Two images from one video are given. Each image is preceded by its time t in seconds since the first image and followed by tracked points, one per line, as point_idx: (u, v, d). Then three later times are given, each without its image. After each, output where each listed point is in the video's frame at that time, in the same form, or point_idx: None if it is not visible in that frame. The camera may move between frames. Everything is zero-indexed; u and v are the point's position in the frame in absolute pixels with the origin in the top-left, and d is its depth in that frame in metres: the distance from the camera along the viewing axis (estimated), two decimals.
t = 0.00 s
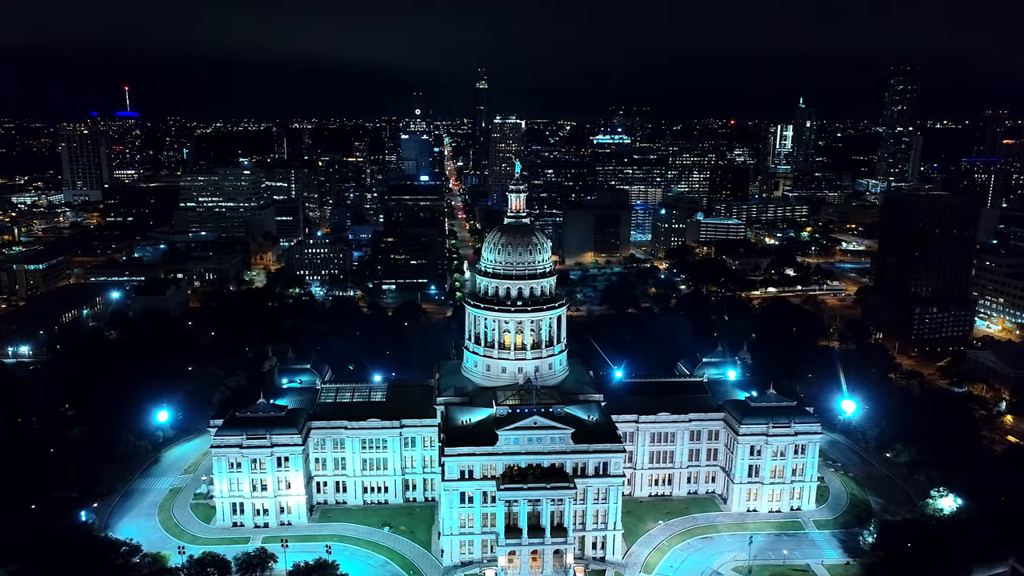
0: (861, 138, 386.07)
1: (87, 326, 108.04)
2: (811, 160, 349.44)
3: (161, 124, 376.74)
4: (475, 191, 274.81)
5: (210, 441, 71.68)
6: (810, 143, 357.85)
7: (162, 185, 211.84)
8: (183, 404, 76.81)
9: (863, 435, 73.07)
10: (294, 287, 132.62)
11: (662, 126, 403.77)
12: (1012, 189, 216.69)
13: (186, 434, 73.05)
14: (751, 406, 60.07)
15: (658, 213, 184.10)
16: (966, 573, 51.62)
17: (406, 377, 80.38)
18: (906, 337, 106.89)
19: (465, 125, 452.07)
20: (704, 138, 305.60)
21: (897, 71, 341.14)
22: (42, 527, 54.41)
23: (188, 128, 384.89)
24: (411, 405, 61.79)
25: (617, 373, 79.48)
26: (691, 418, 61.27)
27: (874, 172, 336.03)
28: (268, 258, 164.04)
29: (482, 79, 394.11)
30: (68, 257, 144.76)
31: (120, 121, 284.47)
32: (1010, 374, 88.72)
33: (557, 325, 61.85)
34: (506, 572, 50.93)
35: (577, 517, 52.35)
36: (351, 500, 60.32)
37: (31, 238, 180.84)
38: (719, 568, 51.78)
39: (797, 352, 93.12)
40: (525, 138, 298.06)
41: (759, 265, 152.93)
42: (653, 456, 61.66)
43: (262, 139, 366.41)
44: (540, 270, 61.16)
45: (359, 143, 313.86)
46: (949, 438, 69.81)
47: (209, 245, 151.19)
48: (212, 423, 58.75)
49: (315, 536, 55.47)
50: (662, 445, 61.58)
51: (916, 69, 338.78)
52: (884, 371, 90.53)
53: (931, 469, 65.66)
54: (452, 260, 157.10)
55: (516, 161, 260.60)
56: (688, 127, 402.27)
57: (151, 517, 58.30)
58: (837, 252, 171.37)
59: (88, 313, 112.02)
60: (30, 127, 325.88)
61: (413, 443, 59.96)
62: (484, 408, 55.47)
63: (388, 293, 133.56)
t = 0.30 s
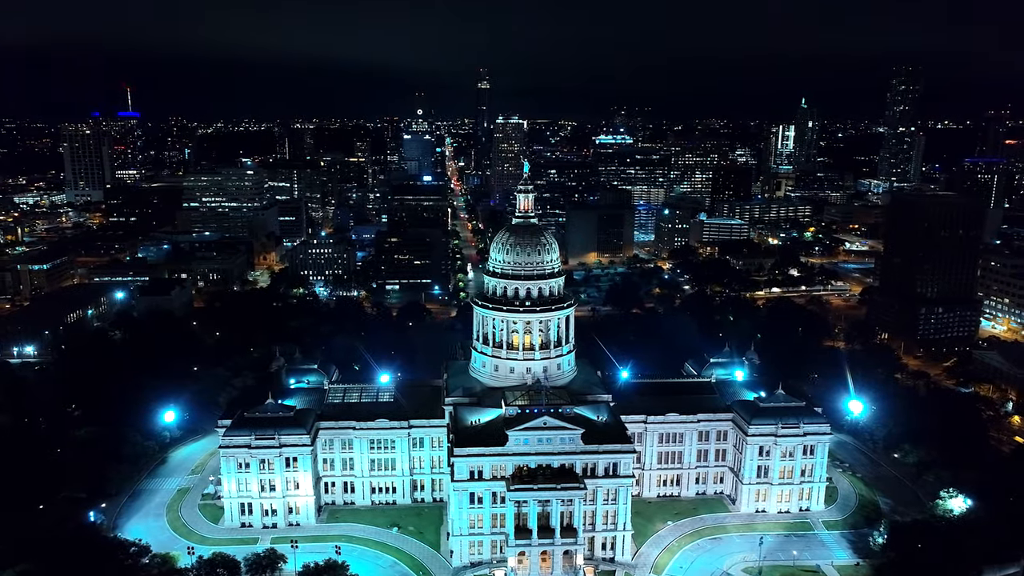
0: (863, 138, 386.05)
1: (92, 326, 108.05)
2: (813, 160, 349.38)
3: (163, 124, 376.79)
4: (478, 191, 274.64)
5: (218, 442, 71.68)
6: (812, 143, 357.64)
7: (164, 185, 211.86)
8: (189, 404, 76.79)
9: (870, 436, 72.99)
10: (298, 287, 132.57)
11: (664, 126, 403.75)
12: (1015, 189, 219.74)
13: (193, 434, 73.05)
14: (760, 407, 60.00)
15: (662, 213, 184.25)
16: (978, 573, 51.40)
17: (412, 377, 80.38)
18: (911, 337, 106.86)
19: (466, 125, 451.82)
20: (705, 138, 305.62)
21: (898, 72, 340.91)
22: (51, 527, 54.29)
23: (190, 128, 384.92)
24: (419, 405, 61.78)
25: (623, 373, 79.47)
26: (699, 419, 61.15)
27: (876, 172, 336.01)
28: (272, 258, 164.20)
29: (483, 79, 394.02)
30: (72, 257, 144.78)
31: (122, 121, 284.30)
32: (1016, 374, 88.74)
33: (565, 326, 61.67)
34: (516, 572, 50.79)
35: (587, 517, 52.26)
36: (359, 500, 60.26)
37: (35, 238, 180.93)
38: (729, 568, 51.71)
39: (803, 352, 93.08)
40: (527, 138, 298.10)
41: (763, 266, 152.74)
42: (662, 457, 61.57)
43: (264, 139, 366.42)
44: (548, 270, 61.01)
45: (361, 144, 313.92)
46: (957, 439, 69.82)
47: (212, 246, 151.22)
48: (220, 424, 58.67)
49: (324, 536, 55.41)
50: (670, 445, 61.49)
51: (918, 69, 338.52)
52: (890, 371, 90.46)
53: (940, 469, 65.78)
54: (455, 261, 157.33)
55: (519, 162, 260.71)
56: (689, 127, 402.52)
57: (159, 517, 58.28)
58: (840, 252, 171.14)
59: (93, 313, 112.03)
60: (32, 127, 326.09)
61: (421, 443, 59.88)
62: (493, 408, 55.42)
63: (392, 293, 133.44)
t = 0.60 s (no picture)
0: (864, 138, 385.75)
1: (97, 326, 108.06)
2: (815, 160, 349.02)
3: (164, 124, 376.70)
4: (480, 190, 274.18)
5: (225, 442, 71.54)
6: (814, 143, 357.04)
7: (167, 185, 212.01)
8: (196, 405, 76.68)
9: (879, 436, 72.85)
10: (302, 287, 132.43)
11: (665, 126, 403.46)
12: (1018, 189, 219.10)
13: (200, 434, 72.94)
14: (770, 407, 59.82)
15: (665, 213, 183.99)
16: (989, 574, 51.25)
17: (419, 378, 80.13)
18: (917, 338, 106.92)
19: (467, 125, 451.58)
20: (707, 138, 305.91)
21: (900, 71, 340.08)
22: (60, 528, 54.24)
23: (191, 128, 384.82)
24: (428, 404, 61.63)
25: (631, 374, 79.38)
26: (709, 419, 60.90)
27: (878, 172, 335.75)
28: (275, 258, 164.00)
29: (485, 79, 393.92)
30: (76, 257, 144.69)
31: (124, 121, 284.26)
32: None
33: (574, 326, 61.43)
34: (526, 573, 50.60)
35: (598, 518, 52.07)
36: (367, 501, 60.06)
37: (37, 238, 180.96)
38: (739, 570, 51.51)
39: (810, 353, 92.97)
40: (529, 139, 297.79)
41: (767, 266, 152.52)
42: (671, 457, 61.36)
43: (265, 139, 366.40)
44: (557, 270, 60.76)
45: (363, 144, 313.94)
46: (966, 440, 69.72)
47: (216, 246, 151.54)
48: (228, 424, 58.44)
49: (333, 537, 55.23)
50: (679, 445, 61.29)
51: (920, 69, 337.71)
52: (897, 372, 90.39)
53: (949, 470, 65.64)
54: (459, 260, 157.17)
55: (521, 162, 260.40)
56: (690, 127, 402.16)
57: (168, 517, 58.19)
58: (845, 252, 170.79)
59: (98, 313, 111.97)
60: (34, 127, 326.15)
61: (430, 444, 59.69)
62: (503, 408, 55.28)
63: (396, 293, 133.01)
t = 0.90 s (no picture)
0: (866, 138, 385.59)
1: (102, 326, 107.98)
2: (817, 161, 348.58)
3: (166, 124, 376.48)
4: (482, 190, 273.69)
5: (232, 442, 71.42)
6: (817, 143, 356.42)
7: (171, 185, 211.94)
8: (202, 405, 76.57)
9: (888, 437, 72.60)
10: (307, 287, 132.28)
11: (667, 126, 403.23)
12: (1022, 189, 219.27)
13: (207, 435, 72.82)
14: (780, 408, 59.62)
15: (669, 213, 183.96)
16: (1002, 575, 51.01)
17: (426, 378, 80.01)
18: (924, 338, 107.09)
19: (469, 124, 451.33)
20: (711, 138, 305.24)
21: (903, 71, 339.25)
22: (69, 528, 54.21)
23: (193, 128, 384.53)
24: (437, 405, 61.45)
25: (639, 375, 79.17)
26: (718, 420, 60.66)
27: (881, 172, 335.52)
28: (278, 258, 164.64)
29: (487, 79, 393.54)
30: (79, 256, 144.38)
31: (126, 121, 284.07)
32: None
33: (583, 326, 61.11)
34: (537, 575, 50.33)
35: (608, 519, 51.82)
36: (376, 501, 59.86)
37: (41, 238, 180.79)
38: (751, 571, 51.26)
39: (817, 355, 92.92)
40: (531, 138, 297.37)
41: (771, 265, 152.11)
42: (680, 458, 61.12)
43: (267, 140, 366.14)
44: (566, 270, 60.48)
45: (365, 145, 313.98)
46: (976, 440, 69.55)
47: (220, 246, 150.36)
48: (236, 424, 58.20)
49: (342, 538, 55.02)
50: (689, 446, 61.04)
51: (923, 69, 336.92)
52: (905, 373, 90.09)
53: (960, 471, 65.37)
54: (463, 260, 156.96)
55: (523, 162, 260.08)
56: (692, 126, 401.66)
57: (177, 518, 58.03)
58: (849, 253, 170.60)
59: (103, 313, 111.89)
60: (35, 128, 325.88)
61: (439, 445, 59.48)
62: (513, 409, 55.08)
63: (400, 293, 132.55)
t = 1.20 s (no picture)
0: (868, 138, 385.17)
1: (107, 326, 107.84)
2: (820, 161, 348.26)
3: (168, 124, 376.35)
4: (484, 191, 273.36)
5: (238, 443, 71.28)
6: (819, 144, 356.06)
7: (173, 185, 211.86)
8: (209, 405, 76.37)
9: (897, 438, 72.33)
10: (311, 287, 132.14)
11: (669, 126, 402.83)
12: None
13: (213, 436, 72.68)
14: (790, 409, 59.31)
15: (673, 213, 183.92)
16: None
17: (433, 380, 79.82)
18: (931, 339, 106.32)
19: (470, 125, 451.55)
20: (715, 138, 304.72)
21: (905, 72, 339.02)
22: (77, 527, 53.97)
23: (195, 128, 384.17)
24: (445, 405, 61.25)
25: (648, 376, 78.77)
26: (729, 421, 60.37)
27: (883, 172, 335.16)
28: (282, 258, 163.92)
29: (489, 79, 393.35)
30: (83, 256, 144.11)
31: (128, 121, 283.96)
32: None
33: (593, 327, 60.77)
34: None
35: (618, 521, 51.55)
36: (384, 503, 59.66)
37: (43, 238, 180.65)
38: (763, 573, 51.01)
39: (824, 356, 92.57)
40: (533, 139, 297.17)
41: (776, 266, 151.59)
42: (690, 459, 60.86)
43: (269, 141, 365.80)
44: (576, 270, 60.14)
45: (367, 145, 313.79)
46: (986, 442, 69.27)
47: (225, 247, 149.86)
48: (244, 426, 57.98)
49: (351, 539, 54.78)
50: (699, 448, 60.80)
51: (925, 69, 336.48)
52: (912, 374, 89.82)
53: (970, 472, 65.17)
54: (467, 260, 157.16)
55: (526, 162, 260.05)
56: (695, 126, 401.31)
57: (184, 519, 57.83)
58: (853, 253, 170.39)
59: (107, 313, 111.70)
60: (37, 128, 325.98)
61: (447, 446, 59.27)
62: (523, 410, 54.80)
63: (405, 293, 132.46)
